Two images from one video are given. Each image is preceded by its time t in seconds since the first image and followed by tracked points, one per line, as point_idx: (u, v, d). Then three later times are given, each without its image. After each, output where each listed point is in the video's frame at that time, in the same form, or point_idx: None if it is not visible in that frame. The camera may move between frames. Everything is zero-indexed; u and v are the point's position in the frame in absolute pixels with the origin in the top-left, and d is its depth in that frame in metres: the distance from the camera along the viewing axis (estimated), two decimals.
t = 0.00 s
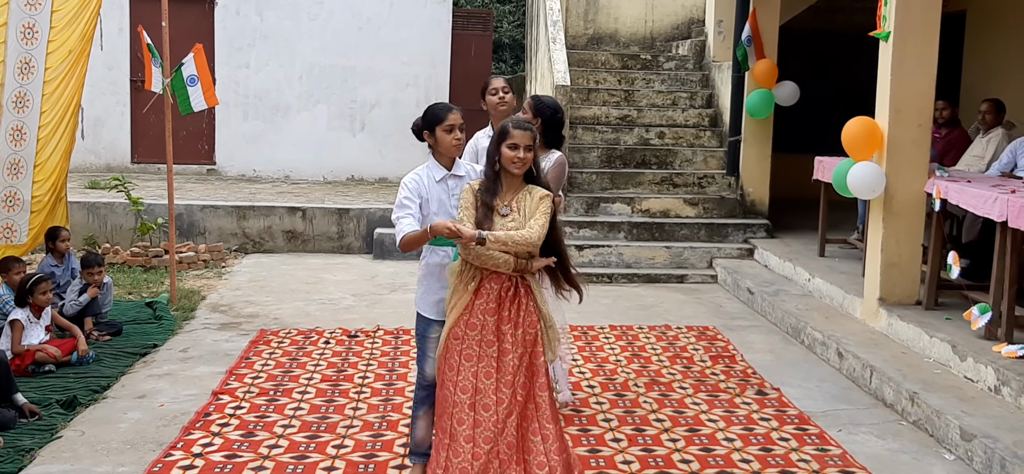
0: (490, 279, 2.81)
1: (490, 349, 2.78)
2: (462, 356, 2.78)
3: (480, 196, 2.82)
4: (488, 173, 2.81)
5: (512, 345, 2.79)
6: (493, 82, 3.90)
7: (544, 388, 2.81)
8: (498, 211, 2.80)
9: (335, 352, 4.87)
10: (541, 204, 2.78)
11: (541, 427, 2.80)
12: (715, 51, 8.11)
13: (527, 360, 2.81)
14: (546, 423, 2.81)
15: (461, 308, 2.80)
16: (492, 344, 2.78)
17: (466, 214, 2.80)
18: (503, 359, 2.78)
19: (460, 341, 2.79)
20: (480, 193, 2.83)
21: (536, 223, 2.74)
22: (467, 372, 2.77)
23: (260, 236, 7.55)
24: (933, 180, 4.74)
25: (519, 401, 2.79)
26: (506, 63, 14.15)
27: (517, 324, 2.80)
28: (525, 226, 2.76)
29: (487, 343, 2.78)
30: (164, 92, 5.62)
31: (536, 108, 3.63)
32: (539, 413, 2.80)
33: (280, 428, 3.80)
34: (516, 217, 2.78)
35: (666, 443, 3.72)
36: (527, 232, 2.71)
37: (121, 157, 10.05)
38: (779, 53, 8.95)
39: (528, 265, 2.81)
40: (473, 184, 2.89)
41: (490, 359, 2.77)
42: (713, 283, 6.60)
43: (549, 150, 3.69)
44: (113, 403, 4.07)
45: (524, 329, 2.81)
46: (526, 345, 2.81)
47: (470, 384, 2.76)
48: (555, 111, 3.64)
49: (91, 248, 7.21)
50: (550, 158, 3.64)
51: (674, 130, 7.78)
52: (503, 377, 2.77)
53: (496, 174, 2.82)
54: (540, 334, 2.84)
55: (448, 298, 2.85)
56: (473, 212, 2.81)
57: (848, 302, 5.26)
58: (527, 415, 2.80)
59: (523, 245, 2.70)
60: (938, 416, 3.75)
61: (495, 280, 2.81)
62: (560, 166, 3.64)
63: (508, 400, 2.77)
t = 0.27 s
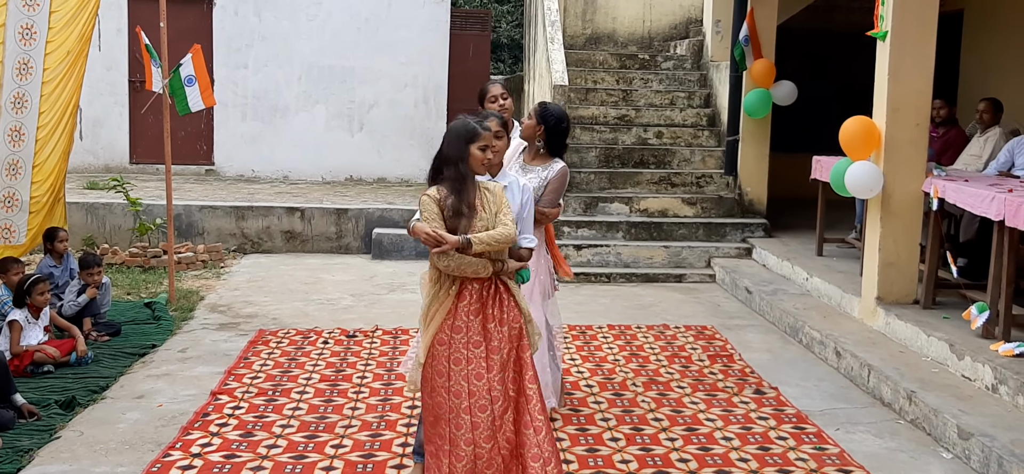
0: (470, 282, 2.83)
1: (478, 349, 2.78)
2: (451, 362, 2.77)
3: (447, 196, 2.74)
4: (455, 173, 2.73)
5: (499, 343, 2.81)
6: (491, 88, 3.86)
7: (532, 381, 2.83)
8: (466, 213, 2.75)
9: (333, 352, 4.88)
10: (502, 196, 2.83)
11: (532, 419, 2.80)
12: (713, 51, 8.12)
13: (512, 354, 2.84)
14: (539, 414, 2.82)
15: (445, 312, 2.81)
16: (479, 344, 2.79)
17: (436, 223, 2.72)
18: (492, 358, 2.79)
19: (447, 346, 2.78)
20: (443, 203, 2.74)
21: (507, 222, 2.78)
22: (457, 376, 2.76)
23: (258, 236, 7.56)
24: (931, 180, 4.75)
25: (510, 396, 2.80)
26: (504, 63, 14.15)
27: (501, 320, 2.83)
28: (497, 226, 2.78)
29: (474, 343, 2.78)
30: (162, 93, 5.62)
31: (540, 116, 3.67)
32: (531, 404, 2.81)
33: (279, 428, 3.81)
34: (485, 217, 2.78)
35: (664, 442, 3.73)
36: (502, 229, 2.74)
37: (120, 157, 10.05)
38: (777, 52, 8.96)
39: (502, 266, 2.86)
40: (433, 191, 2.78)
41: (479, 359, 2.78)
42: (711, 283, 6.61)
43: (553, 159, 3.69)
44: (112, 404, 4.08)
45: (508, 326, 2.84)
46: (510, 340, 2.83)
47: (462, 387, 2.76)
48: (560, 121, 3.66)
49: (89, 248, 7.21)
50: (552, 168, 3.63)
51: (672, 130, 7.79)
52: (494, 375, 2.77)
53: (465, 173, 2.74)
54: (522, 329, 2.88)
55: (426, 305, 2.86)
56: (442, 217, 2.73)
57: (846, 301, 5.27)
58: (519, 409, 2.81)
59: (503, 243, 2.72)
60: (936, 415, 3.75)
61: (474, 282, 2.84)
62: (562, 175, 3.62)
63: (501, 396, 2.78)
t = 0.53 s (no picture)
0: (460, 275, 2.84)
1: (470, 340, 2.80)
2: (445, 355, 2.78)
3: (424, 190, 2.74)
4: (424, 169, 2.72)
5: (490, 333, 2.81)
6: (490, 84, 3.89)
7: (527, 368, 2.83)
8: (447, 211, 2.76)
9: (330, 351, 4.87)
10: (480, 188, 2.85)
11: (529, 406, 2.80)
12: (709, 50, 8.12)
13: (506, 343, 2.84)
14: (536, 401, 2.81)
15: (437, 307, 2.82)
16: (472, 336, 2.80)
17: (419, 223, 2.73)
18: (485, 348, 2.80)
19: (440, 339, 2.80)
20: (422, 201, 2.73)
21: (486, 202, 2.79)
22: (451, 368, 2.77)
23: (255, 235, 7.55)
24: (927, 178, 4.75)
25: (505, 385, 2.80)
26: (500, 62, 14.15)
27: (493, 310, 2.83)
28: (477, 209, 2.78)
29: (467, 335, 2.80)
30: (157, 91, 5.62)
31: (539, 112, 3.66)
32: (526, 392, 2.81)
33: (275, 427, 3.80)
34: (464, 209, 2.80)
35: (661, 441, 3.72)
36: (483, 210, 2.75)
37: (116, 157, 10.04)
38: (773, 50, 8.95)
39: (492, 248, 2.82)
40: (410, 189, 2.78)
41: (472, 350, 2.79)
42: (708, 281, 6.61)
43: (553, 154, 3.68)
44: (108, 404, 4.07)
45: (499, 315, 2.84)
46: (503, 329, 2.84)
47: (457, 379, 2.77)
48: (560, 117, 3.67)
49: (85, 248, 7.20)
50: (552, 162, 3.62)
51: (668, 129, 7.79)
52: (488, 366, 2.78)
53: (434, 169, 2.73)
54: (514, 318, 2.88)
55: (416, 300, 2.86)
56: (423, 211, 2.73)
57: (843, 300, 5.27)
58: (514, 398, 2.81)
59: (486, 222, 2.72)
60: (932, 413, 3.76)
61: (464, 274, 2.84)
62: (563, 170, 3.61)
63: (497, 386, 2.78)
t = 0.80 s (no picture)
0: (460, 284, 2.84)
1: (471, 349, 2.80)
2: (446, 363, 2.78)
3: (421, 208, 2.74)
4: (425, 180, 2.73)
5: (491, 342, 2.82)
6: (491, 90, 3.90)
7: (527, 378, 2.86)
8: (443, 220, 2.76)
9: (329, 351, 4.87)
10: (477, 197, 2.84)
11: (531, 415, 2.83)
12: (708, 49, 8.12)
13: (506, 353, 2.85)
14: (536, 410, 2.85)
15: (439, 317, 2.82)
16: (473, 345, 2.81)
17: (415, 236, 2.76)
18: (486, 357, 2.81)
19: (441, 348, 2.79)
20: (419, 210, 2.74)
21: (482, 224, 2.78)
22: (453, 377, 2.77)
23: (254, 235, 7.55)
24: (925, 177, 4.76)
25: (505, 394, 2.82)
26: (499, 62, 14.15)
27: (492, 319, 2.85)
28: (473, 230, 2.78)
29: (467, 344, 2.80)
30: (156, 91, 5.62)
31: (538, 117, 3.66)
32: (528, 402, 2.83)
33: (275, 427, 3.80)
34: (462, 222, 2.79)
35: (661, 440, 3.73)
36: (478, 236, 2.74)
37: (115, 157, 10.04)
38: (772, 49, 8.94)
39: (489, 272, 2.85)
40: (409, 202, 2.79)
41: (473, 359, 2.80)
42: (707, 281, 6.61)
43: (554, 160, 3.67)
44: (107, 404, 4.07)
45: (499, 324, 2.85)
46: (503, 338, 2.85)
47: (457, 388, 2.76)
48: (559, 121, 3.65)
49: (84, 248, 7.21)
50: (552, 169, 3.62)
51: (667, 128, 7.80)
52: (489, 374, 2.79)
53: (435, 180, 2.74)
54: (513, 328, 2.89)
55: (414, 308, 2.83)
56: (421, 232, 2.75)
57: (841, 299, 5.28)
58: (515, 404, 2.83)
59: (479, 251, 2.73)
60: (931, 411, 3.76)
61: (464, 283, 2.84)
62: (564, 176, 3.61)
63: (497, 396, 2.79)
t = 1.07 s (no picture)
0: (457, 271, 2.84)
1: (470, 337, 2.82)
2: (445, 351, 2.81)
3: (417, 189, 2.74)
4: (422, 167, 2.73)
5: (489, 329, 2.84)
6: (491, 85, 3.90)
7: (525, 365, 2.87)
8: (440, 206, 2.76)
9: (326, 351, 4.87)
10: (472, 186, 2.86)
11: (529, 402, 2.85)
12: (705, 49, 8.13)
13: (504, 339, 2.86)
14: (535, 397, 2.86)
15: (438, 306, 2.82)
16: (471, 332, 2.83)
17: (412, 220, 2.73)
18: (485, 344, 2.82)
19: (440, 337, 2.81)
20: (416, 194, 2.73)
21: (479, 197, 2.79)
22: (452, 365, 2.80)
23: (251, 236, 7.54)
24: (923, 176, 4.76)
25: (504, 380, 2.83)
26: (496, 62, 14.15)
27: (490, 306, 2.85)
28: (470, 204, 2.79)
29: (466, 331, 2.82)
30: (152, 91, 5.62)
31: (539, 113, 3.65)
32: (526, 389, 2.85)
33: (272, 427, 3.80)
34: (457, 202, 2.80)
35: (658, 440, 3.73)
36: (476, 204, 2.74)
37: (111, 157, 10.03)
38: (769, 49, 8.95)
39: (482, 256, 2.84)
40: (405, 186, 2.77)
41: (472, 346, 2.82)
42: (704, 280, 6.61)
43: (554, 153, 3.68)
44: (104, 404, 4.06)
45: (497, 310, 2.86)
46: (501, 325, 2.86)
47: (457, 375, 2.80)
48: (562, 116, 3.65)
49: (81, 248, 7.20)
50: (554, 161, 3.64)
51: (664, 128, 7.79)
52: (488, 362, 2.81)
53: (434, 167, 2.74)
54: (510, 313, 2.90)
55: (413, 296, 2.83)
56: (418, 209, 2.73)
57: (838, 299, 5.28)
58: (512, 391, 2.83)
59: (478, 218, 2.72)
60: (928, 411, 3.76)
61: (461, 271, 2.84)
62: (564, 169, 3.63)
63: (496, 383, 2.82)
